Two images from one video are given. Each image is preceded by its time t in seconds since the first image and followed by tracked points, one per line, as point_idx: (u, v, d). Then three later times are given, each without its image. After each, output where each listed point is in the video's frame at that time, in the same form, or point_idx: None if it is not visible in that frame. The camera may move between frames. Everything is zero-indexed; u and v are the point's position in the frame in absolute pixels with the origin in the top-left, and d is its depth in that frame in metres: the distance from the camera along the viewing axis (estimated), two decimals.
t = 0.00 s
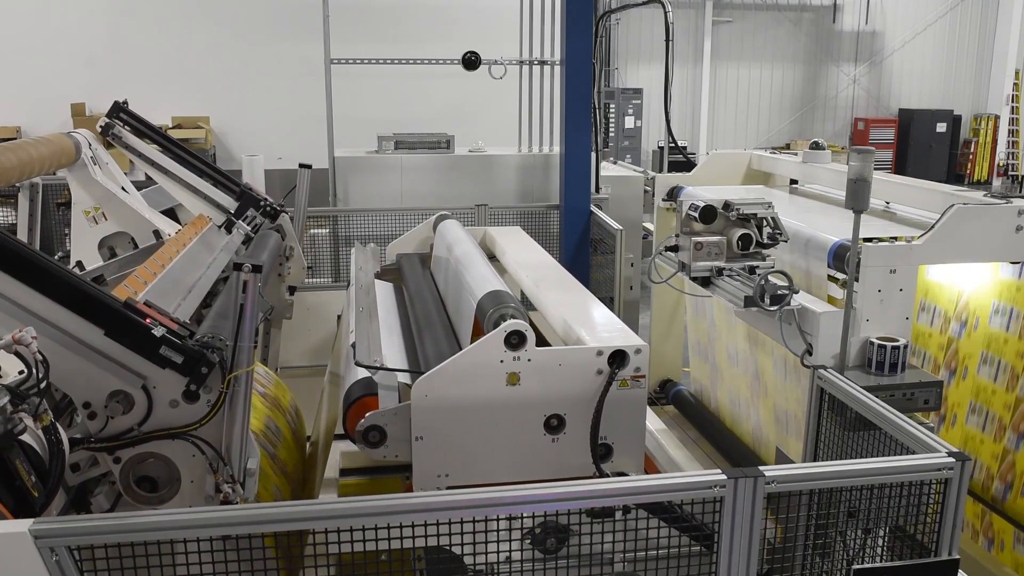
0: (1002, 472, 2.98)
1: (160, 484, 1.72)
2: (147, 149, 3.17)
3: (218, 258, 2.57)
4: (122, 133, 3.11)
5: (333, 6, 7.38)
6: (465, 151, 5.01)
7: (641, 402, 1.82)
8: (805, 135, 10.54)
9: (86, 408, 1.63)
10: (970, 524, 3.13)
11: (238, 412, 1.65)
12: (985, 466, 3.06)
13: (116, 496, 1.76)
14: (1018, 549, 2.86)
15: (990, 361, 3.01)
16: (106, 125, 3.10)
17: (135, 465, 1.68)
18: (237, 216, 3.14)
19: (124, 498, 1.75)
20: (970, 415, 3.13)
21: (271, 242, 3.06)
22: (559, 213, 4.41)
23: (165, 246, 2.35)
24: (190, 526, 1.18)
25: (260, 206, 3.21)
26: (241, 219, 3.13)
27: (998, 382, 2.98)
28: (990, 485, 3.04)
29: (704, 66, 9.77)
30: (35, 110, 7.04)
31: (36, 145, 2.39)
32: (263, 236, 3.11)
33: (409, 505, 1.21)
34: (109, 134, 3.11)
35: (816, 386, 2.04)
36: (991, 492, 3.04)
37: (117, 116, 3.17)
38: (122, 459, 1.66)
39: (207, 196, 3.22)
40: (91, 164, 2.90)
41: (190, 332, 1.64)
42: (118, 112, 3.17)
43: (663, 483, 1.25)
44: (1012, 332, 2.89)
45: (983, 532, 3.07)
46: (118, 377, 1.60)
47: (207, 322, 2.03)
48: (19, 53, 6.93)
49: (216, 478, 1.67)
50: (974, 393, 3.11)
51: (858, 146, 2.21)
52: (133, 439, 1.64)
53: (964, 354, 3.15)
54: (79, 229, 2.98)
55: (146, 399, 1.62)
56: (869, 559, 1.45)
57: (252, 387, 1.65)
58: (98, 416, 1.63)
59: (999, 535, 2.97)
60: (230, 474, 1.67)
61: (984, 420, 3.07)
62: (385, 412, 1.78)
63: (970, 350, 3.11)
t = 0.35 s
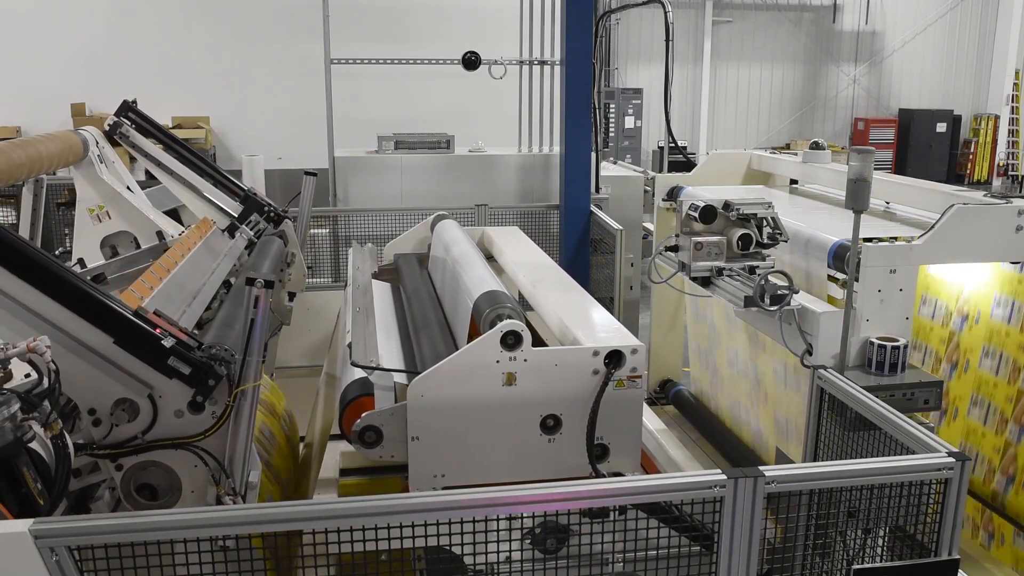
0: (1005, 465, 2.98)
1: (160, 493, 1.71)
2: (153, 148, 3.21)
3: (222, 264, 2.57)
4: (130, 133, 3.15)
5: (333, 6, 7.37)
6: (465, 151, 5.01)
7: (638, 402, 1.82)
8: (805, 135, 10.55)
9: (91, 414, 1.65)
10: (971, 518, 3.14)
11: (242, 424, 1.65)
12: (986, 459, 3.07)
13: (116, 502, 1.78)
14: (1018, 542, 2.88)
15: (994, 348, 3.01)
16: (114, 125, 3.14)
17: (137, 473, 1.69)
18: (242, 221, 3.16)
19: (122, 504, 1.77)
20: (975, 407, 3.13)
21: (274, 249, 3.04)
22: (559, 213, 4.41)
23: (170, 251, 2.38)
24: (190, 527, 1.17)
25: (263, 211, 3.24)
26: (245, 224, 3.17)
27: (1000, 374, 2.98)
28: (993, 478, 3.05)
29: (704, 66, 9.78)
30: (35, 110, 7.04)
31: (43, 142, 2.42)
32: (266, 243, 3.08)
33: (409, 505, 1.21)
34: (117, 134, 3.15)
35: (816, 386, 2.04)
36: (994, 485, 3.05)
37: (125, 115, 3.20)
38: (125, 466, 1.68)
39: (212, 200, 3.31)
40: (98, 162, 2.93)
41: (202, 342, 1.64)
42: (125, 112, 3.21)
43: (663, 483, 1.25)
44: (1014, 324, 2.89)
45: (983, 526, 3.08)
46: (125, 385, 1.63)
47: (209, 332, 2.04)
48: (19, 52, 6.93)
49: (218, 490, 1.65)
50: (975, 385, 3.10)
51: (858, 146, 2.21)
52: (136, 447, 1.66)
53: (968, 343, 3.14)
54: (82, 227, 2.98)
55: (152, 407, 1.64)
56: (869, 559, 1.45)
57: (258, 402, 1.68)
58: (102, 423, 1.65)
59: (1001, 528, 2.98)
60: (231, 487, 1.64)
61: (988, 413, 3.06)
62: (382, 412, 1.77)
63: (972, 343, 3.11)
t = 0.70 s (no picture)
0: (996, 492, 3.03)
1: (159, 501, 1.78)
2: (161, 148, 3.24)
3: (223, 269, 2.59)
4: (137, 133, 3.20)
5: (333, 6, 7.38)
6: (465, 151, 5.01)
7: (634, 402, 1.82)
8: (804, 135, 10.54)
9: (96, 421, 1.72)
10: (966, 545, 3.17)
11: (247, 439, 1.74)
12: (979, 488, 3.10)
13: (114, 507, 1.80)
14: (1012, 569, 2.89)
15: (986, 380, 3.02)
16: (121, 123, 3.18)
17: (138, 480, 1.76)
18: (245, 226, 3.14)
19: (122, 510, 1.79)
20: (968, 439, 3.15)
21: (277, 257, 3.04)
22: (559, 213, 4.41)
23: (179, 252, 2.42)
24: (190, 526, 1.17)
25: (267, 217, 3.22)
26: (247, 229, 3.13)
27: (993, 405, 3.00)
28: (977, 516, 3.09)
29: (704, 66, 9.77)
30: (35, 110, 7.05)
31: (53, 137, 2.45)
32: (268, 249, 3.09)
33: (409, 505, 1.21)
34: (124, 133, 3.19)
35: (816, 386, 2.04)
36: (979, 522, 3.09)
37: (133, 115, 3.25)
38: (126, 474, 1.75)
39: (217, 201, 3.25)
40: (106, 161, 2.93)
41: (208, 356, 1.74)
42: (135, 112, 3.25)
43: (663, 483, 1.25)
44: (1006, 356, 2.91)
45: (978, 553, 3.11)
46: (133, 394, 1.70)
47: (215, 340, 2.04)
48: (19, 53, 6.93)
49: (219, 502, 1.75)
50: (969, 414, 3.13)
51: (858, 146, 2.21)
52: (140, 455, 1.74)
53: (960, 373, 3.16)
54: (86, 224, 2.97)
55: (157, 416, 1.72)
56: (869, 559, 1.45)
57: (261, 416, 1.78)
58: (107, 430, 1.72)
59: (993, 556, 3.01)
60: (232, 499, 1.74)
61: (980, 444, 3.08)
62: (377, 412, 1.78)
63: (965, 372, 3.13)
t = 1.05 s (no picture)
0: (998, 487, 3.00)
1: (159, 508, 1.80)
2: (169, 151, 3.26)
3: (225, 275, 2.61)
4: (145, 133, 3.20)
5: (333, 6, 7.38)
6: (465, 151, 5.01)
7: (631, 402, 1.82)
8: (804, 135, 10.54)
9: (100, 428, 1.74)
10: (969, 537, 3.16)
11: (250, 453, 1.77)
12: (980, 481, 3.09)
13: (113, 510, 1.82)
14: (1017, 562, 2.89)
15: (998, 324, 2.94)
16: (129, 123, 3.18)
17: (138, 487, 1.78)
18: (245, 233, 3.16)
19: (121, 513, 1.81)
20: (980, 384, 3.06)
21: (278, 263, 3.03)
22: (559, 213, 4.41)
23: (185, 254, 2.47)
24: (189, 527, 1.17)
25: (271, 222, 3.23)
26: (250, 234, 3.16)
27: (994, 398, 2.99)
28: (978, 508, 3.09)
29: (704, 66, 9.77)
30: (35, 109, 7.05)
31: (61, 132, 2.48)
32: (269, 257, 3.09)
33: (409, 505, 1.21)
34: (132, 133, 3.19)
35: (816, 386, 2.04)
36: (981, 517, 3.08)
37: (141, 115, 3.24)
38: (128, 481, 1.76)
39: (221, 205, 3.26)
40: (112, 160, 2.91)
41: (217, 366, 1.73)
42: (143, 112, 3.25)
43: (663, 483, 1.26)
44: (1008, 347, 2.90)
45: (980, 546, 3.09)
46: (138, 403, 1.72)
47: (218, 348, 2.02)
48: (19, 53, 6.93)
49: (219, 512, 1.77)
50: (971, 407, 3.12)
51: (858, 146, 2.21)
52: (142, 463, 1.75)
53: (972, 319, 3.08)
54: (88, 222, 2.95)
55: (161, 426, 1.74)
56: (869, 559, 1.45)
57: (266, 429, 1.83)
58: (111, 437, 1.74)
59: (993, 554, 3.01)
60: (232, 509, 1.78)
61: (993, 388, 3.00)
62: (372, 413, 1.80)
63: (967, 366, 3.12)
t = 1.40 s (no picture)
0: (1000, 479, 3.00)
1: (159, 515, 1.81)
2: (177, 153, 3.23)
3: (229, 282, 2.61)
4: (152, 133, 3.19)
5: (333, 6, 7.38)
6: (465, 151, 5.00)
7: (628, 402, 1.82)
8: (804, 135, 10.54)
9: (104, 434, 1.75)
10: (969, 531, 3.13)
11: (251, 467, 1.80)
12: (983, 472, 3.08)
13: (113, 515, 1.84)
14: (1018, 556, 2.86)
15: (1000, 316, 2.94)
16: (138, 123, 3.15)
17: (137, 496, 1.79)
18: (247, 239, 3.18)
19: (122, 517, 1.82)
20: (982, 377, 3.05)
21: (280, 269, 3.03)
22: (559, 213, 4.40)
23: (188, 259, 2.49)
24: (189, 527, 1.17)
25: (274, 228, 3.26)
26: (252, 240, 3.18)
27: (995, 391, 2.99)
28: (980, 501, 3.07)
29: (704, 66, 9.77)
30: (35, 109, 7.05)
31: (71, 129, 2.47)
32: (271, 263, 3.08)
33: (409, 505, 1.21)
34: (140, 133, 3.16)
35: (816, 386, 2.04)
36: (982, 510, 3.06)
37: (150, 115, 3.23)
38: (129, 489, 1.77)
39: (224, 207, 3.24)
40: (120, 159, 2.91)
41: (223, 379, 1.75)
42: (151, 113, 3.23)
43: (663, 483, 1.26)
44: (1010, 340, 2.90)
45: (982, 540, 3.07)
46: (143, 412, 1.73)
47: (220, 359, 2.03)
48: (19, 53, 6.94)
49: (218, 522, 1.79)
50: (971, 400, 3.12)
51: (858, 146, 2.21)
52: (145, 472, 1.77)
53: (974, 312, 3.08)
54: (91, 220, 2.93)
55: (165, 435, 1.75)
56: (869, 559, 1.45)
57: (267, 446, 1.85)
58: (114, 445, 1.75)
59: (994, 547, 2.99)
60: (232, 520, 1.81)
61: (996, 381, 2.99)
62: (367, 413, 1.80)
63: (968, 359, 3.12)
